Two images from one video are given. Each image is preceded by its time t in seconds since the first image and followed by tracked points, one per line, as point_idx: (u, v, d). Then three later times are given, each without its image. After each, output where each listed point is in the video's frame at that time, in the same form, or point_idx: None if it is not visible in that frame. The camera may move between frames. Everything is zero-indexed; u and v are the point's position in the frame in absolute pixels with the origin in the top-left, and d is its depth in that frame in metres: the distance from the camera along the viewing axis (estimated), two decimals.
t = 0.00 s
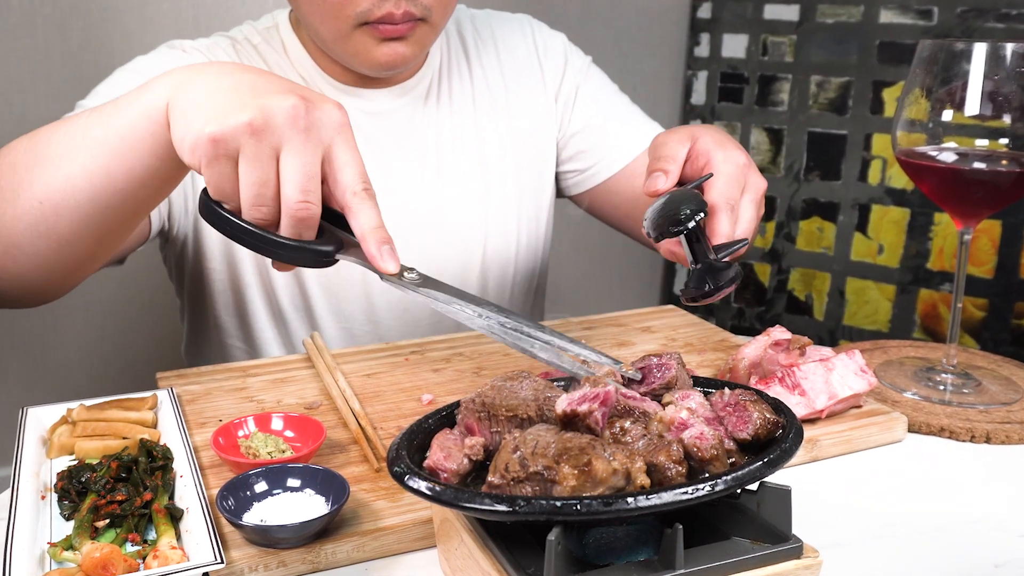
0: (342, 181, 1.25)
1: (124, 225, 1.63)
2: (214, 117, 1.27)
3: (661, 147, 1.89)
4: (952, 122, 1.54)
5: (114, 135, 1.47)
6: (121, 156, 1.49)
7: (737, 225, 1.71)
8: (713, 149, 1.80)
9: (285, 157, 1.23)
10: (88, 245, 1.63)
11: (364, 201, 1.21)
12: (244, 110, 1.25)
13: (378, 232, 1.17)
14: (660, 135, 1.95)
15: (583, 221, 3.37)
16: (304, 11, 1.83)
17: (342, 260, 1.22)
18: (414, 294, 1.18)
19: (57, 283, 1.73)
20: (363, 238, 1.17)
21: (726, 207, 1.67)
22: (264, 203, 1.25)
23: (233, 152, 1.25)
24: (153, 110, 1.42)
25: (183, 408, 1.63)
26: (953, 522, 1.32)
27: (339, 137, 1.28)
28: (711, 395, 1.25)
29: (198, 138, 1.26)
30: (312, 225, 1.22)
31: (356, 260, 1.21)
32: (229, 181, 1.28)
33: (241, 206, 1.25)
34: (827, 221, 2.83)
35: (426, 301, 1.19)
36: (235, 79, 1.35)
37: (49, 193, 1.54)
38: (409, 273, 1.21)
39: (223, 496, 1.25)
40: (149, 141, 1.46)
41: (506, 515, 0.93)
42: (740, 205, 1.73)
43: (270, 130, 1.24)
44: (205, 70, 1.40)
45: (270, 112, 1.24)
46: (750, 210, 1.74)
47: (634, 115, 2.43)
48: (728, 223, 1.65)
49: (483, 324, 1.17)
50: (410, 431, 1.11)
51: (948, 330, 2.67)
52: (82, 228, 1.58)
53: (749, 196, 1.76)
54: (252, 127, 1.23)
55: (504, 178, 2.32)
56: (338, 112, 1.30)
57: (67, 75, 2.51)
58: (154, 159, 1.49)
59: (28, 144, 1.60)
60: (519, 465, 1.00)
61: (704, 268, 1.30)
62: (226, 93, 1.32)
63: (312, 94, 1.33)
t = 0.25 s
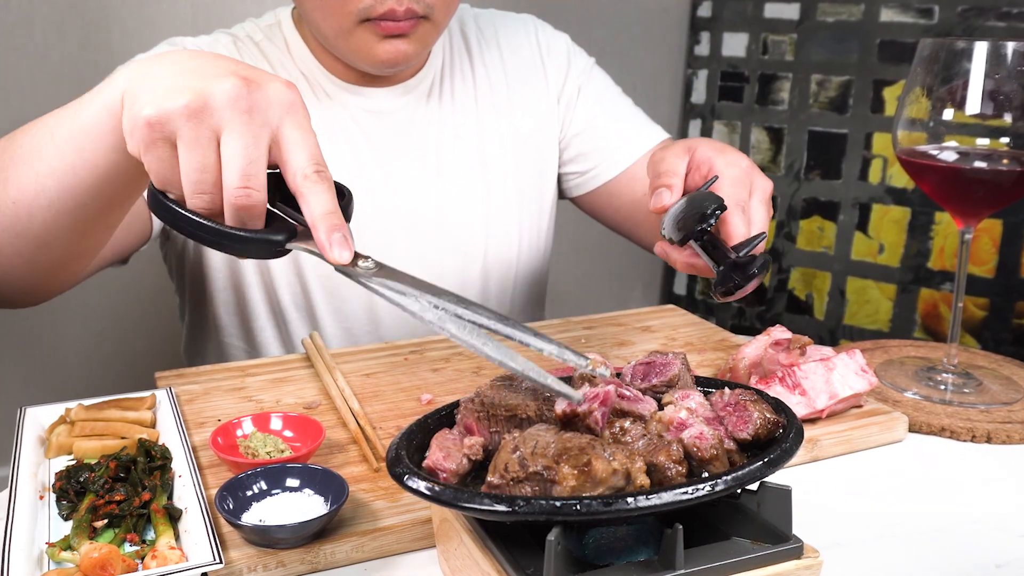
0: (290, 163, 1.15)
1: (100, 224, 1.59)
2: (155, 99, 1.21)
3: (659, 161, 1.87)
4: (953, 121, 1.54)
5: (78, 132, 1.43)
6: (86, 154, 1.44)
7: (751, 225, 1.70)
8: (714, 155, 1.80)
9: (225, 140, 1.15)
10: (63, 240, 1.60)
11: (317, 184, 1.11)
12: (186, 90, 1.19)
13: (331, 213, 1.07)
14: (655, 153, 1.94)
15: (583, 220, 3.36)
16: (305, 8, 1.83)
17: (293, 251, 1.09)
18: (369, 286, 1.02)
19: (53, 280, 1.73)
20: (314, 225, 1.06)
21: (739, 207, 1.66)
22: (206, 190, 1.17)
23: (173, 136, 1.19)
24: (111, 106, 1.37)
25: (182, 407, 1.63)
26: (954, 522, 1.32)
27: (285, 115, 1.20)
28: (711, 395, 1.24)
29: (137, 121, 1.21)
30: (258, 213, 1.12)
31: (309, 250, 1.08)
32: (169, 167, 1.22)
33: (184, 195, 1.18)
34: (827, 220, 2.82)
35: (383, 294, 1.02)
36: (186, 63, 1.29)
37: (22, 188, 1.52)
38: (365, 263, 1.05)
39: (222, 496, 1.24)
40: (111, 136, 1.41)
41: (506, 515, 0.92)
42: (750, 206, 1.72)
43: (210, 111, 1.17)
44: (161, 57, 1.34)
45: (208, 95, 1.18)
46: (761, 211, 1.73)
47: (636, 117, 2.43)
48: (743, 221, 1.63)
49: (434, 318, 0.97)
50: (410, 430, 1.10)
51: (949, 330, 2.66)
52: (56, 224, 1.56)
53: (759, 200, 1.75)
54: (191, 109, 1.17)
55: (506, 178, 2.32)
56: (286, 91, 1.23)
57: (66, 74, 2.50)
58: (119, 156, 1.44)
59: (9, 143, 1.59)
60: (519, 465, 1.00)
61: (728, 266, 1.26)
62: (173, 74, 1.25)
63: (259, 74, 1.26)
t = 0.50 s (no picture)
0: (299, 174, 1.17)
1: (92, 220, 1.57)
2: (157, 122, 1.18)
3: (655, 179, 1.87)
4: (954, 120, 1.54)
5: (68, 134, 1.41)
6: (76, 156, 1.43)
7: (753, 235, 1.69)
8: (709, 167, 1.79)
9: (237, 163, 1.15)
10: (55, 238, 1.59)
11: (327, 193, 1.13)
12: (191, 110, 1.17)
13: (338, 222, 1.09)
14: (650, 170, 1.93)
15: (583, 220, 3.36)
16: (307, 7, 1.82)
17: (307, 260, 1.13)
18: (381, 293, 1.06)
19: (54, 280, 1.72)
20: (327, 234, 1.09)
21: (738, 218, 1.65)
22: (220, 211, 1.18)
23: (184, 162, 1.17)
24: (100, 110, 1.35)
25: (180, 407, 1.62)
26: (955, 522, 1.32)
27: (291, 129, 1.19)
28: (711, 395, 1.24)
29: (143, 146, 1.18)
30: (274, 225, 1.14)
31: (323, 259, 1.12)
32: (181, 193, 1.20)
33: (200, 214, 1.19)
34: (828, 220, 2.82)
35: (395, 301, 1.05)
36: (184, 73, 1.26)
37: (18, 191, 1.51)
38: (378, 270, 1.08)
39: (221, 496, 1.24)
40: (103, 139, 1.40)
41: (505, 515, 0.92)
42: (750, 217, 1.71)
43: (219, 134, 1.15)
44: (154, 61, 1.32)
45: (214, 115, 1.15)
46: (762, 220, 1.73)
47: (638, 118, 2.42)
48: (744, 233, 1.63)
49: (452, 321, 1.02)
50: (409, 430, 1.10)
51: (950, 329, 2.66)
52: (52, 225, 1.55)
53: (761, 210, 1.74)
54: (199, 132, 1.15)
55: (507, 177, 2.31)
56: (290, 100, 1.21)
57: (64, 72, 2.49)
58: (110, 157, 1.43)
59: None
60: (518, 465, 0.99)
61: (729, 284, 1.28)
62: (174, 88, 1.23)
63: (260, 83, 1.24)
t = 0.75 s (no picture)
0: (307, 131, 1.19)
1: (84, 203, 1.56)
2: (161, 104, 1.20)
3: (657, 187, 1.87)
4: (955, 119, 1.53)
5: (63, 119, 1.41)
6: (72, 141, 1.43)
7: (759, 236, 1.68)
8: (711, 171, 1.79)
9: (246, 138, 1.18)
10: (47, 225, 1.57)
11: (337, 145, 1.16)
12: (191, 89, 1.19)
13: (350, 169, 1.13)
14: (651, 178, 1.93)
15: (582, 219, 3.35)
16: (308, 5, 1.82)
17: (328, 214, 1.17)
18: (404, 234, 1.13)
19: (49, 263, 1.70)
20: (342, 184, 1.13)
21: (742, 220, 1.64)
22: (240, 180, 1.23)
23: (198, 142, 1.20)
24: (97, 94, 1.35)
25: (179, 407, 1.62)
26: (957, 522, 1.31)
27: (288, 90, 1.21)
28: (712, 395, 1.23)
29: (152, 132, 1.20)
30: (291, 187, 1.19)
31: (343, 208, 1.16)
32: (200, 171, 1.24)
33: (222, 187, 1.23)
34: (828, 219, 2.82)
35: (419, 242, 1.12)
36: (172, 49, 1.27)
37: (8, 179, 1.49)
38: (398, 214, 1.14)
39: (219, 496, 1.24)
40: (99, 123, 1.40)
41: (505, 515, 0.91)
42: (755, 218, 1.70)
43: (223, 110, 1.18)
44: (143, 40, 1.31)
45: (214, 91, 1.18)
46: (768, 221, 1.71)
47: (640, 119, 2.41)
48: (749, 235, 1.61)
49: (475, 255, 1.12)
50: (408, 430, 1.09)
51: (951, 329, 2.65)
52: (49, 210, 1.54)
53: (764, 211, 1.73)
54: (203, 110, 1.17)
55: (507, 176, 2.31)
56: (279, 59, 1.23)
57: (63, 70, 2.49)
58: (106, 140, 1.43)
59: None
60: (518, 465, 0.99)
61: (735, 289, 1.26)
62: (170, 67, 1.24)
63: (250, 45, 1.26)
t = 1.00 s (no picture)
0: (361, 180, 1.21)
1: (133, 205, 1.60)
2: (232, 120, 1.24)
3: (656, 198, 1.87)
4: (956, 118, 1.53)
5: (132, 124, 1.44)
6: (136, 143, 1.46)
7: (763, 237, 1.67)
8: (707, 178, 1.79)
9: (303, 162, 1.20)
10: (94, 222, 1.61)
11: (387, 201, 1.17)
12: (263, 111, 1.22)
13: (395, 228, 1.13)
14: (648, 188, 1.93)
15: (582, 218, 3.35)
16: (309, 3, 1.81)
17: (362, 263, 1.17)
18: (434, 299, 1.12)
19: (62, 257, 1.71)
20: (384, 241, 1.13)
21: (744, 225, 1.63)
22: (281, 207, 1.22)
23: (251, 158, 1.22)
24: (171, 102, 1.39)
25: (178, 407, 1.62)
26: (958, 522, 1.31)
27: (359, 136, 1.23)
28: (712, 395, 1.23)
29: (214, 143, 1.24)
30: (330, 228, 1.18)
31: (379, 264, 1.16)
32: (246, 185, 1.26)
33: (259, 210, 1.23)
34: (829, 218, 2.81)
35: (449, 309, 1.12)
36: (251, 77, 1.31)
37: (58, 172, 1.52)
38: (430, 278, 1.14)
39: (218, 496, 1.23)
40: (165, 131, 1.43)
41: (504, 515, 0.91)
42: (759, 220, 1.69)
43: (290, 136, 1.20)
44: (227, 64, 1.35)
45: (288, 118, 1.20)
46: (771, 221, 1.70)
47: (639, 119, 2.40)
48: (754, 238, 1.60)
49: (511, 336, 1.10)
50: (407, 430, 1.09)
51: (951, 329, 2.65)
52: (89, 207, 1.56)
53: (767, 214, 1.72)
54: (271, 132, 1.20)
55: (506, 175, 2.30)
56: (357, 109, 1.26)
57: (61, 69, 2.48)
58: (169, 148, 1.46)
59: (41, 119, 1.57)
60: (518, 465, 0.98)
61: (747, 296, 1.26)
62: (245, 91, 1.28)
63: (328, 90, 1.29)
